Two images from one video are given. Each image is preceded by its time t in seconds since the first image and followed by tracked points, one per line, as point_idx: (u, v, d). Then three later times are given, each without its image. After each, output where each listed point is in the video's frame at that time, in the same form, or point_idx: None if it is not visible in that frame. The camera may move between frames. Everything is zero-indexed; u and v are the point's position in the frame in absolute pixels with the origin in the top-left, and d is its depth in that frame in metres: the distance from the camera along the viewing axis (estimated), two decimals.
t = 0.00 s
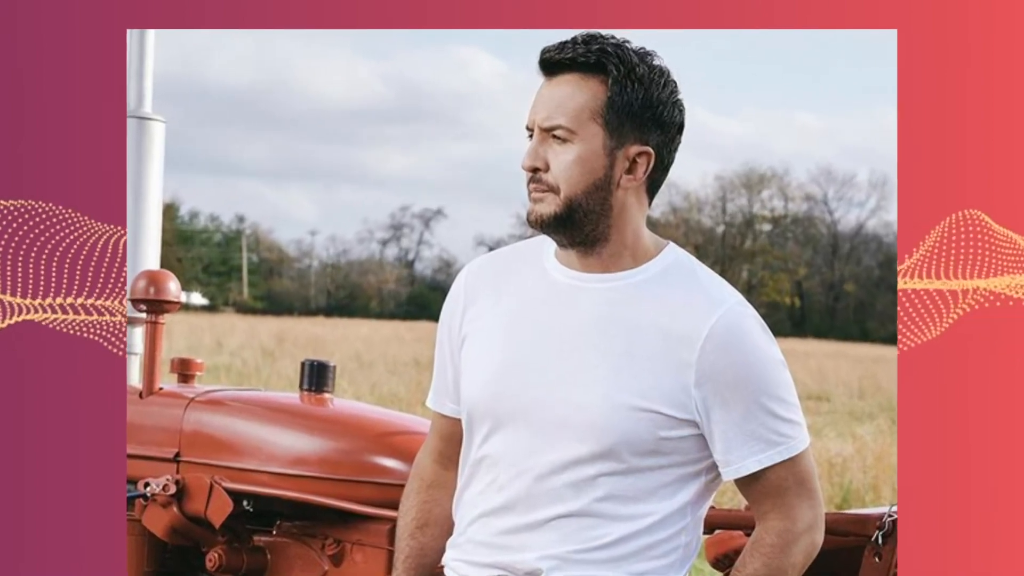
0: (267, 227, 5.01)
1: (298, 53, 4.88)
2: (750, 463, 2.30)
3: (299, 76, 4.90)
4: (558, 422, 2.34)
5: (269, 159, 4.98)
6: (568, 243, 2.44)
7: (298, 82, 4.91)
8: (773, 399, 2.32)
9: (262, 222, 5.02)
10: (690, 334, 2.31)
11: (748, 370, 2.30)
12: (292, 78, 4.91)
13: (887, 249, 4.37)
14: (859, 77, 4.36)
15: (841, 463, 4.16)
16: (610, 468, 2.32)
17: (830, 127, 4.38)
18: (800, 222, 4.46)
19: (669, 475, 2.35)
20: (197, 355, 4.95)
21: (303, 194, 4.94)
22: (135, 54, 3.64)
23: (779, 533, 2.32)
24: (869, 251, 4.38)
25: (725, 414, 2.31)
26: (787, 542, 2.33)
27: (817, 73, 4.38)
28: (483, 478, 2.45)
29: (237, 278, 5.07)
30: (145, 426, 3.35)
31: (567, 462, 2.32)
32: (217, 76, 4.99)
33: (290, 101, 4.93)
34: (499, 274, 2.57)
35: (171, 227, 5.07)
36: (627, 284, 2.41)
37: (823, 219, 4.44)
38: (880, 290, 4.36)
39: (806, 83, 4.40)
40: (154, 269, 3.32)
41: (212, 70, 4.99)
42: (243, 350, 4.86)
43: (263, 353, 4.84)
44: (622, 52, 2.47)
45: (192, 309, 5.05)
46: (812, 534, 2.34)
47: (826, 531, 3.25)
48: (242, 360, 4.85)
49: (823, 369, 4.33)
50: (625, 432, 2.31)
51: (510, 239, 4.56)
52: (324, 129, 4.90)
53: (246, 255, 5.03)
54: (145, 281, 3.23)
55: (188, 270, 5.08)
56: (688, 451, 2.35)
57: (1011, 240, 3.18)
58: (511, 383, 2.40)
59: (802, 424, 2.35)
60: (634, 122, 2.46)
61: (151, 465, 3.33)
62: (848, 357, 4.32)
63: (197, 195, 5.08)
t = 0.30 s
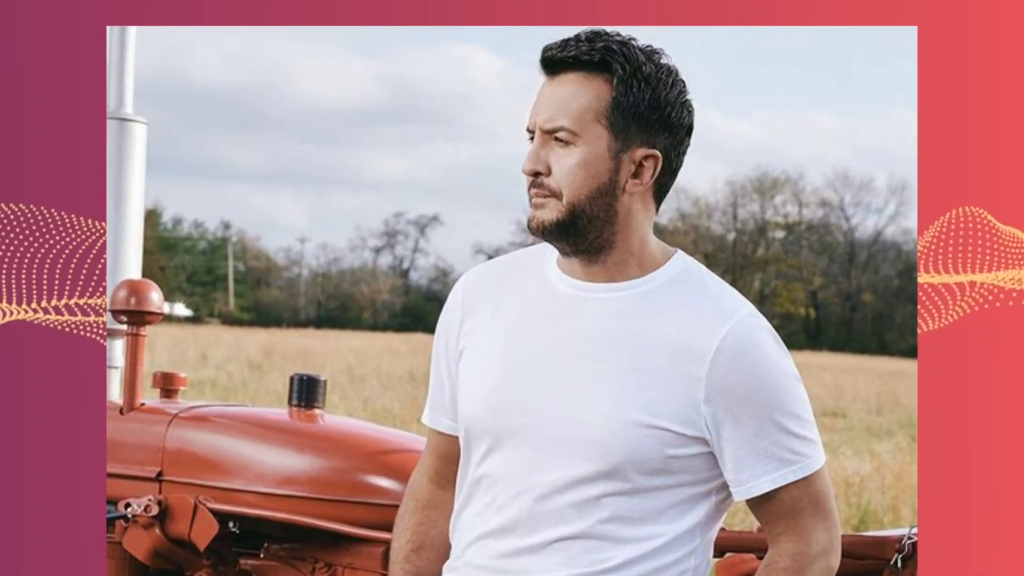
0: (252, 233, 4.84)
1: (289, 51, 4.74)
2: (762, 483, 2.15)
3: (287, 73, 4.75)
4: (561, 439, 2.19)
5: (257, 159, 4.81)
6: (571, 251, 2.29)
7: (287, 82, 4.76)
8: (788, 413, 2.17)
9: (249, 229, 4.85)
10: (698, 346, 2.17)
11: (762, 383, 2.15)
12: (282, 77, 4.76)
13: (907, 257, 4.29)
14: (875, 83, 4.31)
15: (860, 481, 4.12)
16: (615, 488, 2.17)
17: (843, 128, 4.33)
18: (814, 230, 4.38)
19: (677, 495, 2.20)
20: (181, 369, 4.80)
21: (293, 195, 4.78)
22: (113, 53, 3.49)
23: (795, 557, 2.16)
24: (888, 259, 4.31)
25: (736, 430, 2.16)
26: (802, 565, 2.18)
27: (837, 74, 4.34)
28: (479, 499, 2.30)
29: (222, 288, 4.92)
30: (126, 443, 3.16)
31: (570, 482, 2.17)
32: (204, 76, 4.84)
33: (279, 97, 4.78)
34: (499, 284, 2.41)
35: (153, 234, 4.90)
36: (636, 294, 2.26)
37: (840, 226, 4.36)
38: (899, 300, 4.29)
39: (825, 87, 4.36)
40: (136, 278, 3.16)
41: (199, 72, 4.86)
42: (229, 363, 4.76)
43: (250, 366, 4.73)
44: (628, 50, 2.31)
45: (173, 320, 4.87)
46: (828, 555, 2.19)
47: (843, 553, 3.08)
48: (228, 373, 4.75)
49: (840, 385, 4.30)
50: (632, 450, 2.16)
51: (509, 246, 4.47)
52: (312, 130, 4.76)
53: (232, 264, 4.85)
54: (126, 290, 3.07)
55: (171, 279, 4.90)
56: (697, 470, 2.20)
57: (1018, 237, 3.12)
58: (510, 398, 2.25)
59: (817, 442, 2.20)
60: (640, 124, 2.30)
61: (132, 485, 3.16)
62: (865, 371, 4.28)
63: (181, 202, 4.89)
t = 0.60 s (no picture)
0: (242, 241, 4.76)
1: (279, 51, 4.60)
2: (774, 503, 2.02)
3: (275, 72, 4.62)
4: (562, 457, 2.05)
5: (246, 164, 4.71)
6: (574, 259, 2.14)
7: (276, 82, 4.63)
8: (801, 429, 2.03)
9: (236, 236, 4.77)
10: (707, 360, 2.03)
11: (774, 400, 2.01)
12: (272, 76, 4.64)
13: (925, 266, 4.39)
14: (886, 85, 4.35)
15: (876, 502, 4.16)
16: (620, 508, 2.03)
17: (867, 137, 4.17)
18: (829, 237, 4.46)
19: (686, 516, 2.06)
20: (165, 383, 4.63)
21: (284, 204, 4.69)
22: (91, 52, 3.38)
23: None
24: (906, 268, 4.39)
25: (745, 449, 2.02)
26: None
27: (839, 75, 4.35)
28: (477, 519, 2.16)
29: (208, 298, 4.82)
30: (107, 461, 3.01)
31: (573, 500, 2.04)
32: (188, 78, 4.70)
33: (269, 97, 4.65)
34: (499, 293, 2.26)
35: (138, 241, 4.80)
36: (643, 303, 2.11)
37: (855, 233, 4.44)
38: (919, 311, 4.38)
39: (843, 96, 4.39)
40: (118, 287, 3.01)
41: (183, 73, 4.70)
42: (215, 377, 4.59)
43: (237, 380, 4.58)
44: (634, 47, 2.16)
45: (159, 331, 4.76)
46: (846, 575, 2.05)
47: None
48: (214, 388, 4.57)
49: (856, 400, 4.33)
50: (638, 468, 2.02)
51: (508, 253, 4.35)
52: (301, 132, 4.65)
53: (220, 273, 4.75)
54: (107, 300, 2.92)
55: (153, 289, 4.81)
56: (707, 489, 2.07)
57: (1021, 238, 2.94)
58: (510, 414, 2.11)
59: (832, 458, 2.06)
60: (647, 126, 2.15)
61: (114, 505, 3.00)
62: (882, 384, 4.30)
63: (170, 211, 4.80)
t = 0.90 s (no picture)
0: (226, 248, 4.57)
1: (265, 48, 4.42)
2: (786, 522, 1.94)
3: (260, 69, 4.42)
4: (564, 474, 1.98)
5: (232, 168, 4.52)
6: (576, 266, 2.03)
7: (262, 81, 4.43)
8: (815, 445, 1.95)
9: (222, 243, 4.58)
10: (715, 373, 1.95)
11: (787, 414, 1.93)
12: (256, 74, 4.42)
13: (946, 274, 4.05)
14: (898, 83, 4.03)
15: (892, 521, 3.97)
16: (625, 528, 1.96)
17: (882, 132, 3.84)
18: (846, 242, 4.14)
19: (693, 535, 1.99)
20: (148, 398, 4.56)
21: (273, 211, 4.50)
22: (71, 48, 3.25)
23: None
24: (925, 276, 4.06)
25: (756, 464, 1.95)
26: None
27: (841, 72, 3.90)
28: (477, 538, 2.09)
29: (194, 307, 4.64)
30: (89, 478, 2.87)
31: (576, 519, 1.96)
32: (171, 79, 4.52)
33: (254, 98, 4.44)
34: (500, 303, 2.16)
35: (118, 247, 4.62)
36: (648, 314, 2.02)
37: (872, 240, 4.12)
38: (938, 321, 4.05)
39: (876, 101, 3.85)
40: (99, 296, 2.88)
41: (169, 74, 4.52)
42: (201, 391, 4.50)
43: (224, 394, 4.47)
44: (639, 45, 2.04)
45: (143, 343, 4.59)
46: None
47: None
48: (200, 402, 4.49)
49: (872, 414, 4.07)
50: (643, 486, 1.95)
51: (508, 261, 4.21)
52: (287, 134, 4.45)
53: (205, 281, 4.57)
54: (86, 310, 2.78)
55: (137, 299, 4.63)
56: (716, 506, 1.99)
57: None
58: (510, 430, 2.03)
59: (848, 475, 1.98)
60: (653, 127, 2.03)
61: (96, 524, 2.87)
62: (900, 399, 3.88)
63: (148, 215, 4.61)
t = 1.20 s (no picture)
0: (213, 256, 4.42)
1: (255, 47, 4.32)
2: (799, 542, 1.84)
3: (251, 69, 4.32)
4: (566, 491, 1.86)
5: (220, 173, 4.39)
6: (579, 273, 1.91)
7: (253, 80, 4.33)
8: (828, 460, 1.85)
9: (209, 250, 4.42)
10: (724, 386, 1.84)
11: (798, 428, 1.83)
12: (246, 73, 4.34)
13: (965, 281, 3.70)
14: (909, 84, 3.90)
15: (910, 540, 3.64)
16: (630, 547, 1.85)
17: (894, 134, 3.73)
18: (860, 248, 3.82)
19: (702, 555, 1.88)
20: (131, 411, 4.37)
21: (263, 217, 4.34)
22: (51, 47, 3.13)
23: None
24: (944, 284, 3.72)
25: (768, 482, 1.84)
26: None
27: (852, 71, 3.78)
28: (473, 558, 1.97)
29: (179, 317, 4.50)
30: (70, 496, 2.75)
31: (579, 539, 1.85)
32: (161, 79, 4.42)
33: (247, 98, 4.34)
34: (500, 312, 2.03)
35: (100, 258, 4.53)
36: (656, 323, 1.91)
37: (889, 247, 3.79)
38: (958, 332, 3.70)
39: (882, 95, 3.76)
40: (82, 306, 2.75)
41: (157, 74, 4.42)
42: (187, 406, 4.32)
43: (210, 407, 4.30)
44: (645, 43, 1.92)
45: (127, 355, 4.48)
46: None
47: None
48: (187, 416, 4.31)
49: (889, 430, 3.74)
50: (649, 504, 1.84)
51: (507, 268, 4.08)
52: (278, 136, 4.34)
53: (190, 290, 4.44)
54: (68, 320, 2.66)
55: (120, 307, 4.54)
56: (725, 526, 1.88)
57: None
58: (509, 445, 1.91)
59: (863, 492, 1.88)
60: (660, 128, 1.91)
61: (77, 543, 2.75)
62: (918, 413, 3.70)
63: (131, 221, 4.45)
